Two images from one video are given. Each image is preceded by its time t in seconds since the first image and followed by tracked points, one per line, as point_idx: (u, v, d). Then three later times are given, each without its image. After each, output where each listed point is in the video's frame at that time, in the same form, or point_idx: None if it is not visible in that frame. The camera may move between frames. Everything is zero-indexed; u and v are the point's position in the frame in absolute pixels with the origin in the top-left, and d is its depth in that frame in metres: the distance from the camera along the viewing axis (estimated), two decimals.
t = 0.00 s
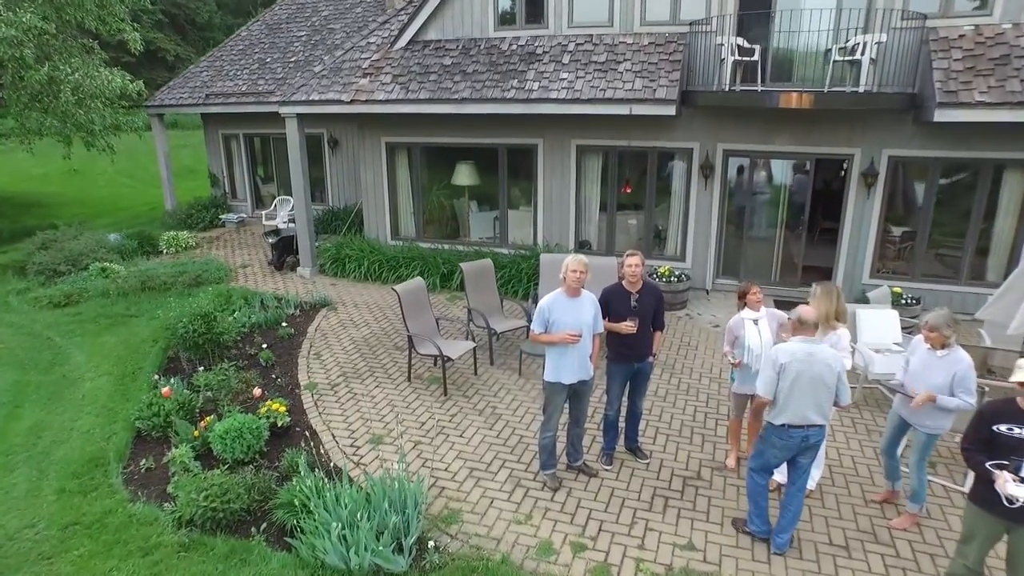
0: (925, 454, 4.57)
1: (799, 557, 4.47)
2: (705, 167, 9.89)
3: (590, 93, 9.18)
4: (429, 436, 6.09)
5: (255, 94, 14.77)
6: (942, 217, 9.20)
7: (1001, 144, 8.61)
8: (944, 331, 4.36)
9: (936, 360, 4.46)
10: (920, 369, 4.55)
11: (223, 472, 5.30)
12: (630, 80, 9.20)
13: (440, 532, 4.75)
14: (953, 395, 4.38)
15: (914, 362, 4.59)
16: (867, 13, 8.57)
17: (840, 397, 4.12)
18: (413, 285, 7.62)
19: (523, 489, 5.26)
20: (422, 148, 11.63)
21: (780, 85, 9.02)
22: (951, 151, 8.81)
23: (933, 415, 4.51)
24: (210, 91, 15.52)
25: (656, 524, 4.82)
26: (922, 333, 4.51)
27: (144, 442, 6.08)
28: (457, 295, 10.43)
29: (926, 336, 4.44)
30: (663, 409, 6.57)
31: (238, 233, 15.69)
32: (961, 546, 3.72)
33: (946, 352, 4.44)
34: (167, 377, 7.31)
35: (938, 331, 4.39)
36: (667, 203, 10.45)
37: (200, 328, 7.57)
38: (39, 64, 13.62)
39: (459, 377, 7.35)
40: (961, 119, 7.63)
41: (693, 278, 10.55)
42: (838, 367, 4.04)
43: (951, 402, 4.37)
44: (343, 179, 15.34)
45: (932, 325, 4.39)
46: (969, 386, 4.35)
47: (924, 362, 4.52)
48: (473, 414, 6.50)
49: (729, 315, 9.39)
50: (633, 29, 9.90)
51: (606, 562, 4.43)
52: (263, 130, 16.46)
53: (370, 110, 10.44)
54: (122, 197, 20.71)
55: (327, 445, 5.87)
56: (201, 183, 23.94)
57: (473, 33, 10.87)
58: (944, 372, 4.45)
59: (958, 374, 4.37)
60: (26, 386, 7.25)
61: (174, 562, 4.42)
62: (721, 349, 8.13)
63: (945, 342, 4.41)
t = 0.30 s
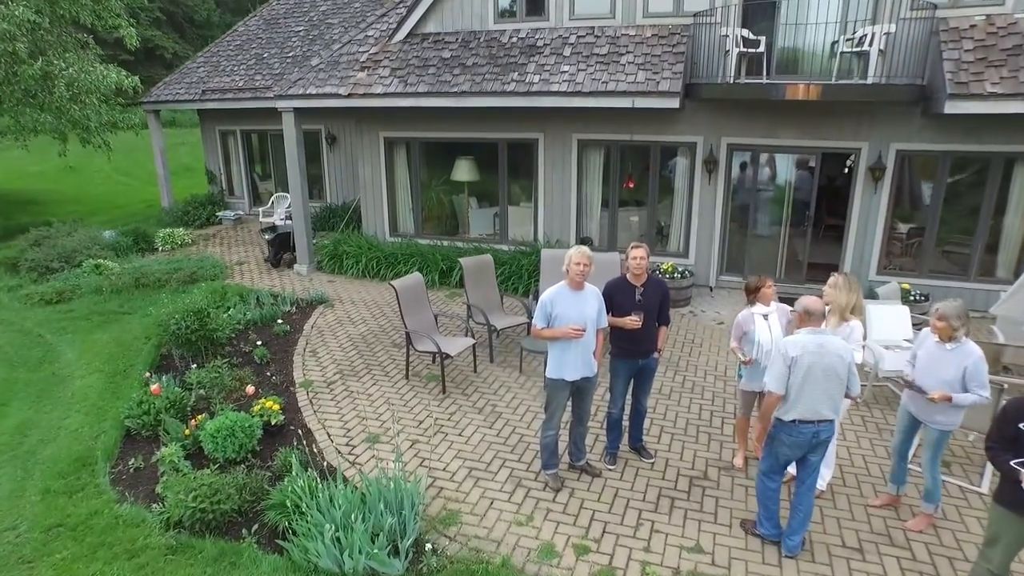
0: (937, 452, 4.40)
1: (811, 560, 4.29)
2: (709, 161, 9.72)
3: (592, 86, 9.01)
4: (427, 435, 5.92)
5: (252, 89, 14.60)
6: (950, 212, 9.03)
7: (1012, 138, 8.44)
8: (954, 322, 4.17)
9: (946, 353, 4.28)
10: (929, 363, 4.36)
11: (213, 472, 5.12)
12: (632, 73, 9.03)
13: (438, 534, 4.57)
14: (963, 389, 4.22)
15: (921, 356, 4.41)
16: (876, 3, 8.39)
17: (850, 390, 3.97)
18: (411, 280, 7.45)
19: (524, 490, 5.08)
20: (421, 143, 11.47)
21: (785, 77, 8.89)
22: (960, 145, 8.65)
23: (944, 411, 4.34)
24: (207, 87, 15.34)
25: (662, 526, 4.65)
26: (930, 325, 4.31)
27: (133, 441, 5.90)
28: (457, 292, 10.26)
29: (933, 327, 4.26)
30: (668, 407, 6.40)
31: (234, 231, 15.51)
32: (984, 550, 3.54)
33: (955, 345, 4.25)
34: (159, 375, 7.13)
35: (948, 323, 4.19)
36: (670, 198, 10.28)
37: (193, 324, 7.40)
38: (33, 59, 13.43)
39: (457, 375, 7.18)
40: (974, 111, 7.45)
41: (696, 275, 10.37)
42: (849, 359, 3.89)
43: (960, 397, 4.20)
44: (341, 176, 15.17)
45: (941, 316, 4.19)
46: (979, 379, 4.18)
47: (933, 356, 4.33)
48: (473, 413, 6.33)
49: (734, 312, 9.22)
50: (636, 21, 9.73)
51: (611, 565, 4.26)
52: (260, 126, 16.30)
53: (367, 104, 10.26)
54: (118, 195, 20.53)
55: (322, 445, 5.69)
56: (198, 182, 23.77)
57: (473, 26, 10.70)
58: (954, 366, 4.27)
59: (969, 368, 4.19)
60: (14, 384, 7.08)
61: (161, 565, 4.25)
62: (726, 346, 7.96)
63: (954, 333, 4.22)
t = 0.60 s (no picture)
0: (943, 444, 4.31)
1: (819, 556, 4.20)
2: (711, 156, 9.62)
3: (594, 79, 8.92)
4: (427, 431, 5.82)
5: (250, 85, 14.50)
6: (956, 207, 8.94)
7: (1018, 132, 8.35)
8: (957, 307, 4.15)
9: (947, 341, 4.24)
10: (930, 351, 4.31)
11: (210, 467, 5.03)
12: (634, 66, 8.94)
13: (437, 530, 4.48)
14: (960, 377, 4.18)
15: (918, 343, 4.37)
16: None
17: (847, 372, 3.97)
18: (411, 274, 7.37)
19: (526, 486, 4.98)
20: (421, 138, 11.38)
21: (789, 70, 8.83)
22: (966, 139, 8.55)
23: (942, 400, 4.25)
24: (206, 83, 15.24)
25: (666, 522, 4.56)
26: (933, 309, 4.26)
27: (128, 437, 5.81)
28: (457, 288, 10.17)
29: (937, 312, 4.21)
30: (671, 403, 6.31)
31: (233, 228, 15.41)
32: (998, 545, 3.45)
33: (957, 332, 4.23)
34: (155, 370, 7.04)
35: (952, 307, 4.16)
36: (672, 194, 10.19)
37: (190, 319, 7.30)
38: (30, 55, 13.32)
39: (458, 370, 7.09)
40: (982, 104, 7.38)
41: (698, 271, 10.28)
42: (848, 345, 3.86)
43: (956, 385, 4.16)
44: (340, 173, 15.07)
45: (944, 301, 4.17)
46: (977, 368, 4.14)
47: (935, 344, 4.28)
48: (473, 408, 6.24)
49: (736, 308, 9.13)
50: (637, 14, 9.64)
51: (615, 562, 4.17)
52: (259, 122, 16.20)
53: (367, 98, 10.17)
54: (117, 193, 20.43)
55: (320, 441, 5.60)
56: (196, 179, 23.67)
57: (473, 20, 10.61)
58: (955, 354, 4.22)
59: (970, 355, 4.16)
60: (8, 380, 6.98)
61: (155, 562, 4.16)
62: (729, 342, 7.87)
63: (957, 319, 4.20)
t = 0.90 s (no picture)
0: (944, 433, 4.28)
1: (824, 551, 4.16)
2: (713, 152, 9.58)
3: (595, 75, 8.88)
4: (428, 426, 5.78)
5: (250, 82, 14.45)
6: (959, 203, 8.89)
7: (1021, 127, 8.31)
8: (959, 295, 4.18)
9: (947, 329, 4.24)
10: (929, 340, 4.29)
11: (208, 461, 4.99)
12: (635, 61, 8.89)
13: (438, 525, 4.44)
14: (959, 363, 4.18)
15: (915, 330, 4.37)
16: None
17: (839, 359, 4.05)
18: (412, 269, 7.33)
19: (528, 481, 4.93)
20: (421, 134, 11.34)
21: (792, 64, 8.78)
22: (969, 134, 8.51)
23: (938, 385, 4.26)
24: (205, 80, 15.19)
25: (670, 516, 4.51)
26: (932, 299, 4.30)
27: (126, 432, 5.77)
28: (457, 285, 10.13)
29: (937, 301, 4.24)
30: (674, 398, 6.27)
31: (233, 225, 15.36)
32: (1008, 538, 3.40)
33: (957, 321, 4.24)
34: (154, 366, 7.00)
35: (954, 296, 4.19)
36: (674, 190, 10.14)
37: (188, 314, 7.26)
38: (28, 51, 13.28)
39: (458, 366, 7.05)
40: (987, 98, 7.33)
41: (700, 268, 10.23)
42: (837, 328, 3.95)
43: (952, 369, 4.18)
44: (340, 170, 15.03)
45: (946, 290, 4.20)
46: (975, 355, 4.17)
47: (934, 332, 4.28)
48: (474, 404, 6.19)
49: (738, 304, 9.09)
50: (639, 9, 9.59)
51: (619, 557, 4.12)
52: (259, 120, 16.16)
53: (367, 94, 10.12)
54: (116, 191, 20.39)
55: (320, 436, 5.55)
56: (196, 178, 23.61)
57: (474, 15, 10.57)
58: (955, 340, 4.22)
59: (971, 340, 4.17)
60: (5, 375, 6.94)
61: (153, 556, 4.12)
62: (731, 337, 7.83)
63: (957, 308, 4.23)
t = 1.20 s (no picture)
0: (951, 425, 4.19)
1: (833, 546, 4.08)
2: (715, 146, 9.50)
3: (597, 68, 8.80)
4: (428, 421, 5.70)
5: (249, 78, 14.37)
6: (964, 198, 8.81)
7: None
8: (965, 285, 4.10)
9: (955, 318, 4.17)
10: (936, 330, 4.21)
11: (205, 456, 4.90)
12: (638, 54, 8.81)
13: (439, 520, 4.36)
14: (968, 353, 4.08)
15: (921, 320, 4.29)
16: None
17: (830, 345, 4.03)
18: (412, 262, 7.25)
19: (531, 476, 4.85)
20: (421, 130, 11.26)
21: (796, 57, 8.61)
22: (974, 128, 8.43)
23: (946, 375, 4.16)
24: (204, 77, 15.11)
25: (675, 511, 4.44)
26: (938, 289, 4.22)
27: (122, 427, 5.68)
28: (457, 280, 10.05)
29: (943, 291, 4.16)
30: (677, 393, 6.19)
31: (232, 222, 15.28)
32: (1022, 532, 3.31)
33: (964, 311, 4.17)
34: (151, 361, 6.91)
35: (961, 286, 4.11)
36: (676, 185, 10.06)
37: (186, 309, 7.17)
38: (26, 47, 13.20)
39: (459, 360, 6.97)
40: (993, 91, 7.25)
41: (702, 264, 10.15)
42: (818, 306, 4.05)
43: (961, 359, 4.09)
44: (340, 166, 14.95)
45: (952, 279, 4.12)
46: (985, 344, 4.07)
47: (941, 322, 4.20)
48: (475, 398, 6.11)
49: (741, 300, 9.01)
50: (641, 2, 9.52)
51: (623, 552, 4.04)
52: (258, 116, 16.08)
53: (367, 88, 10.04)
54: (115, 188, 20.30)
55: (319, 430, 5.47)
56: (195, 176, 23.53)
57: (475, 9, 10.49)
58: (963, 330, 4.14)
59: (979, 330, 4.10)
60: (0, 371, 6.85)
61: (149, 551, 4.04)
62: (734, 332, 7.75)
63: (964, 298, 4.15)
